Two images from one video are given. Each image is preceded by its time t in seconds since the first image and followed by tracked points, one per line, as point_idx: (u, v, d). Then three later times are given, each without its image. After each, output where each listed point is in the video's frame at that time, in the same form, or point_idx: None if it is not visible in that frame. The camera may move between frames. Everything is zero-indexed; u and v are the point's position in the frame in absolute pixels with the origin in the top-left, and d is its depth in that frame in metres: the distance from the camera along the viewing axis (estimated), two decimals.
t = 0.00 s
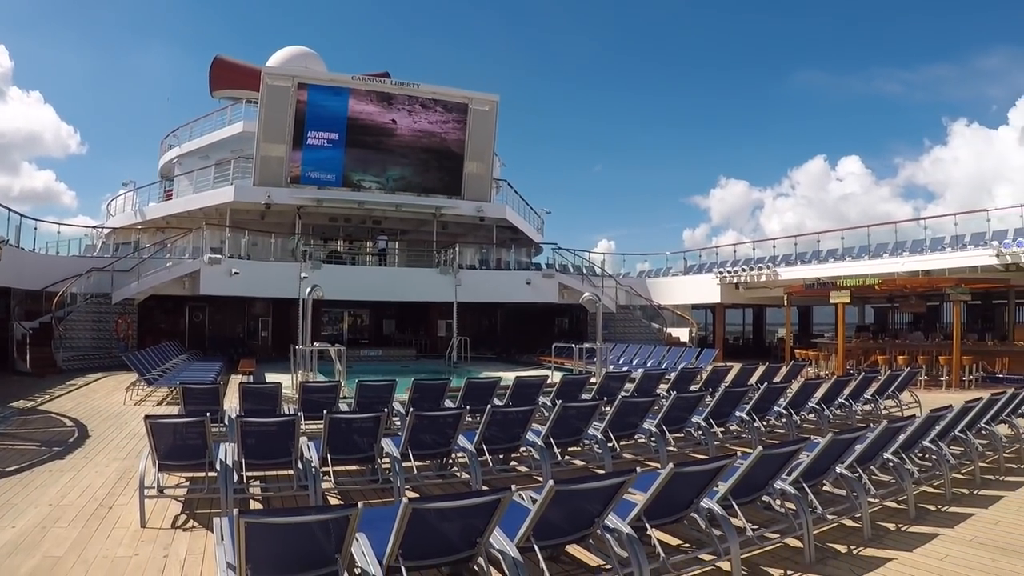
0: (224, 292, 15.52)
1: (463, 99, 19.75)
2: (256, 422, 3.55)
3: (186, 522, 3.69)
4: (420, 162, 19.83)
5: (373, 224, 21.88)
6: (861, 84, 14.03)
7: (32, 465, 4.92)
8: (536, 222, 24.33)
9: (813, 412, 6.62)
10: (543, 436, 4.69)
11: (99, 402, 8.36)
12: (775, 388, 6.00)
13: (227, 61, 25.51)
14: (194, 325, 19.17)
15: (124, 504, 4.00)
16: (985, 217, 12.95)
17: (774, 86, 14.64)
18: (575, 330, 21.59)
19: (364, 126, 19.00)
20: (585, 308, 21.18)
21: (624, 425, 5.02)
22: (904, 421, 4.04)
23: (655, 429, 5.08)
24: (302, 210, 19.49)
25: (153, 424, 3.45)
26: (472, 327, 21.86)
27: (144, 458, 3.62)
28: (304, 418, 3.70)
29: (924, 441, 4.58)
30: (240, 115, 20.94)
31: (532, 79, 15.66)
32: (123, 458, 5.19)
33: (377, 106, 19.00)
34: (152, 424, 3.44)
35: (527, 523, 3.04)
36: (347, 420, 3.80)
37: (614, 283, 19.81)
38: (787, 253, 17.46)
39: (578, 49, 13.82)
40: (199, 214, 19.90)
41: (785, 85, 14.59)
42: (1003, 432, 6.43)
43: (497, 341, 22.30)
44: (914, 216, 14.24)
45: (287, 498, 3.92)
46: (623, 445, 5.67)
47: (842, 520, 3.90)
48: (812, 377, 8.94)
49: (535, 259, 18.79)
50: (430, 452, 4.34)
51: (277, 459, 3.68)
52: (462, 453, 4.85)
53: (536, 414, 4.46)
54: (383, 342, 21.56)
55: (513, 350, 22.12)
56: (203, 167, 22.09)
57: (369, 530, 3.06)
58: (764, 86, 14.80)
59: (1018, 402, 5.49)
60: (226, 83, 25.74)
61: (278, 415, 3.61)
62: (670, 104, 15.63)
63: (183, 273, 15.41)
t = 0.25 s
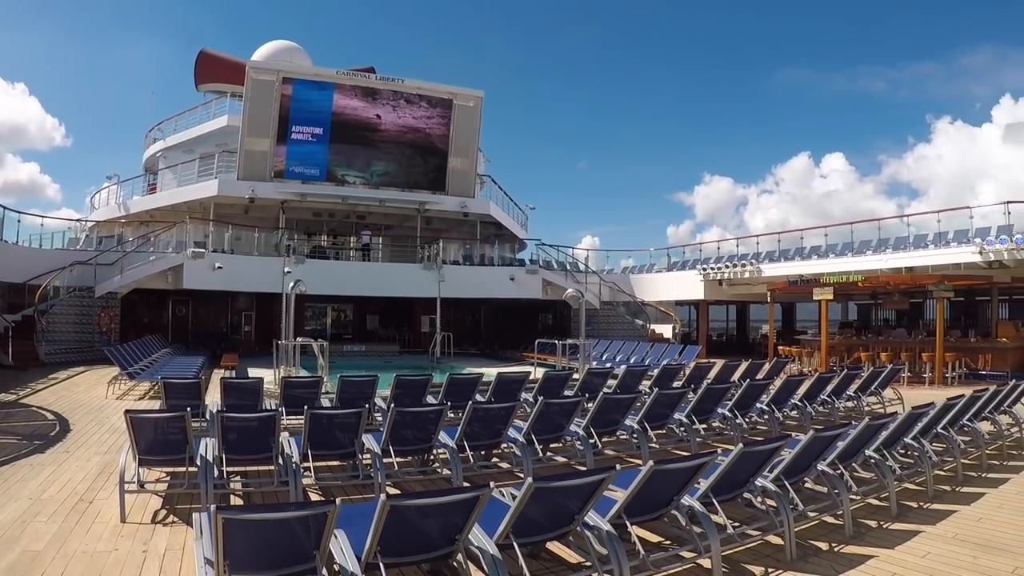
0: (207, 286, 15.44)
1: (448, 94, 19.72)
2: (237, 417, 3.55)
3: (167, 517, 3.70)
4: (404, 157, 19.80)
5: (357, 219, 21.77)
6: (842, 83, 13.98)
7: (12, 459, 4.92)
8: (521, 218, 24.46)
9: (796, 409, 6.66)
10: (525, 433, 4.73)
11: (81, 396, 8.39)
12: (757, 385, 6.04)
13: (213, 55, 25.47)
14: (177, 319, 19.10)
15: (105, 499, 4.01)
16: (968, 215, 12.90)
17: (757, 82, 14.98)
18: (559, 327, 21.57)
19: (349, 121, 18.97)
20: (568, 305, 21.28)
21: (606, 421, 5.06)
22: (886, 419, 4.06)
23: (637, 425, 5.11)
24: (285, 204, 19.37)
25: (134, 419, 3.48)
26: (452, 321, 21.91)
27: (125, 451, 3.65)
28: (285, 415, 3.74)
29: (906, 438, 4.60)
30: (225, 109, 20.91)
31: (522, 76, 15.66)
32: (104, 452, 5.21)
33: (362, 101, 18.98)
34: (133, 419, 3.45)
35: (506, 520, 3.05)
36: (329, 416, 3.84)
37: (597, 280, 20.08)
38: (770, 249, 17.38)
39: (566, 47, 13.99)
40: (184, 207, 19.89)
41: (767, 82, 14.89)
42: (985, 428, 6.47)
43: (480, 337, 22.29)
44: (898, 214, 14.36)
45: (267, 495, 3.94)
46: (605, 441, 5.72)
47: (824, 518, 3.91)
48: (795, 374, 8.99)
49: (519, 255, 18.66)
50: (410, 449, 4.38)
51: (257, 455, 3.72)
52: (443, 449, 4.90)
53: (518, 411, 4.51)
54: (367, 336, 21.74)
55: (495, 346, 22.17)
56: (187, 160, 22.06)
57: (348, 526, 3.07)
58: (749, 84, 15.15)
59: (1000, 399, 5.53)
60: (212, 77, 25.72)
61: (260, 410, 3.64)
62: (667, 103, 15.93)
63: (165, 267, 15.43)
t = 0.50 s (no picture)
0: (199, 290, 15.43)
1: (441, 98, 19.70)
2: (227, 422, 3.60)
3: (156, 521, 3.71)
4: (397, 161, 19.82)
5: (350, 223, 21.74)
6: (836, 86, 14.14)
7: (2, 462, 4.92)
8: (513, 221, 24.51)
9: (789, 413, 6.68)
10: (516, 438, 4.73)
11: (73, 399, 8.39)
12: (750, 389, 6.06)
13: (207, 57, 25.46)
14: (169, 322, 19.15)
15: (95, 503, 4.02)
16: (961, 218, 12.92)
17: (753, 85, 14.93)
18: (552, 331, 21.88)
19: (342, 125, 18.97)
20: (561, 310, 21.50)
21: (598, 426, 5.08)
22: (878, 423, 4.07)
23: (628, 430, 5.14)
24: (278, 208, 19.39)
25: (124, 423, 3.53)
26: (447, 325, 21.98)
27: (115, 455, 3.68)
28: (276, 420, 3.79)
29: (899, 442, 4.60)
30: (219, 112, 20.88)
31: (516, 81, 15.60)
32: (95, 456, 5.21)
33: (355, 105, 18.97)
34: (122, 422, 3.51)
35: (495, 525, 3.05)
36: (321, 420, 3.88)
37: (590, 283, 19.77)
38: (763, 254, 17.49)
39: (561, 49, 14.03)
40: (176, 211, 19.88)
41: (763, 85, 14.76)
42: (977, 432, 6.49)
43: (472, 341, 22.29)
44: (891, 217, 14.38)
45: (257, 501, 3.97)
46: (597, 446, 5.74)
47: (816, 522, 3.91)
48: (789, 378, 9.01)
49: (511, 260, 18.65)
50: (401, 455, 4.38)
51: (247, 459, 3.76)
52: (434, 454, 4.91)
53: (509, 416, 4.50)
54: (360, 341, 21.49)
55: (489, 350, 22.21)
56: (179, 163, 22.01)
57: (338, 532, 3.06)
58: (745, 86, 15.00)
59: (992, 403, 5.54)
60: (206, 80, 25.72)
61: (251, 415, 3.70)
62: (668, 108, 16.05)
63: (157, 270, 15.39)
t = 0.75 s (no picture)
0: (191, 291, 15.36)
1: (433, 99, 19.70)
2: (218, 424, 3.71)
3: (147, 524, 3.71)
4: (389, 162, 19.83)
5: (341, 224, 21.75)
6: (827, 88, 14.45)
7: None
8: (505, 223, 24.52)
9: (780, 413, 6.72)
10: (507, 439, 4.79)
11: (64, 402, 8.39)
12: (740, 390, 6.11)
13: (198, 58, 25.39)
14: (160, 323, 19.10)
15: (86, 506, 4.02)
16: (951, 220, 13.14)
17: (745, 88, 15.03)
18: (543, 331, 21.84)
19: (333, 126, 18.95)
20: (552, 310, 21.32)
21: (587, 427, 5.14)
22: (868, 423, 4.09)
23: (619, 430, 5.19)
24: (270, 208, 19.39)
25: (114, 425, 3.59)
26: (439, 326, 21.79)
27: (105, 458, 3.72)
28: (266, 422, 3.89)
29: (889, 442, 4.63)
30: (210, 112, 20.84)
31: (511, 82, 15.62)
32: (86, 459, 5.21)
33: (346, 106, 18.95)
34: (112, 425, 3.57)
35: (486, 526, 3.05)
36: (312, 421, 4.01)
37: (581, 284, 19.86)
38: (754, 255, 17.56)
39: (555, 52, 14.11)
40: (167, 212, 19.83)
41: (755, 87, 14.86)
42: (967, 431, 6.53)
43: (465, 342, 22.25)
44: (882, 219, 14.45)
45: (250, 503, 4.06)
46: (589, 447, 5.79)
47: (807, 522, 3.93)
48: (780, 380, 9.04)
49: (503, 260, 18.69)
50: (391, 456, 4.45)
51: (238, 461, 3.85)
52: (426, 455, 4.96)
53: (500, 417, 4.57)
54: (351, 342, 21.62)
55: (480, 351, 22.19)
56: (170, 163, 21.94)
57: (328, 533, 3.06)
58: (737, 87, 15.08)
59: (982, 402, 5.58)
60: (197, 81, 25.65)
61: (241, 417, 3.80)
62: (667, 109, 16.15)
63: (148, 272, 15.25)
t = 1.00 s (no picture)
0: (179, 291, 15.28)
1: (421, 98, 19.69)
2: (205, 424, 3.74)
3: (134, 524, 3.72)
4: (379, 160, 19.82)
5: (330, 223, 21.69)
6: (814, 88, 14.72)
7: None
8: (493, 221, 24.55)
9: (768, 412, 6.75)
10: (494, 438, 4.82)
11: (50, 402, 8.38)
12: (727, 388, 6.13)
13: (186, 57, 25.27)
14: (148, 323, 19.07)
15: (73, 507, 4.02)
16: (939, 219, 13.21)
17: (731, 88, 15.18)
18: (531, 331, 21.23)
19: (321, 124, 18.91)
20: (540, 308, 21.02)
21: (575, 426, 5.16)
22: (855, 422, 4.11)
23: (607, 429, 5.22)
24: (258, 207, 19.35)
25: (100, 426, 3.59)
26: (428, 326, 22.02)
27: (91, 459, 3.73)
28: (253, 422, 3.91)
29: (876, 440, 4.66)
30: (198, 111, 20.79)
31: (503, 83, 15.64)
32: (73, 460, 5.21)
33: (334, 104, 18.92)
34: (99, 425, 3.56)
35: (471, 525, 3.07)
36: (300, 421, 4.02)
37: (570, 283, 19.99)
38: (742, 254, 17.61)
39: (543, 53, 14.25)
40: (154, 211, 19.77)
41: (741, 87, 15.10)
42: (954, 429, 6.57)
43: (454, 341, 22.46)
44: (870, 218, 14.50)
45: (237, 502, 4.10)
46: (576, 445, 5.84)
47: (794, 520, 3.94)
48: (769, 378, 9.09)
49: (491, 259, 18.63)
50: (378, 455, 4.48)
51: (225, 461, 3.87)
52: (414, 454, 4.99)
53: (487, 416, 4.60)
54: (340, 341, 21.66)
55: (469, 350, 22.32)
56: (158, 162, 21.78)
57: (314, 533, 3.07)
58: (723, 88, 15.26)
59: (969, 401, 5.62)
60: (186, 79, 25.53)
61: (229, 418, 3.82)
62: (668, 109, 16.26)
63: (135, 272, 15.21)
